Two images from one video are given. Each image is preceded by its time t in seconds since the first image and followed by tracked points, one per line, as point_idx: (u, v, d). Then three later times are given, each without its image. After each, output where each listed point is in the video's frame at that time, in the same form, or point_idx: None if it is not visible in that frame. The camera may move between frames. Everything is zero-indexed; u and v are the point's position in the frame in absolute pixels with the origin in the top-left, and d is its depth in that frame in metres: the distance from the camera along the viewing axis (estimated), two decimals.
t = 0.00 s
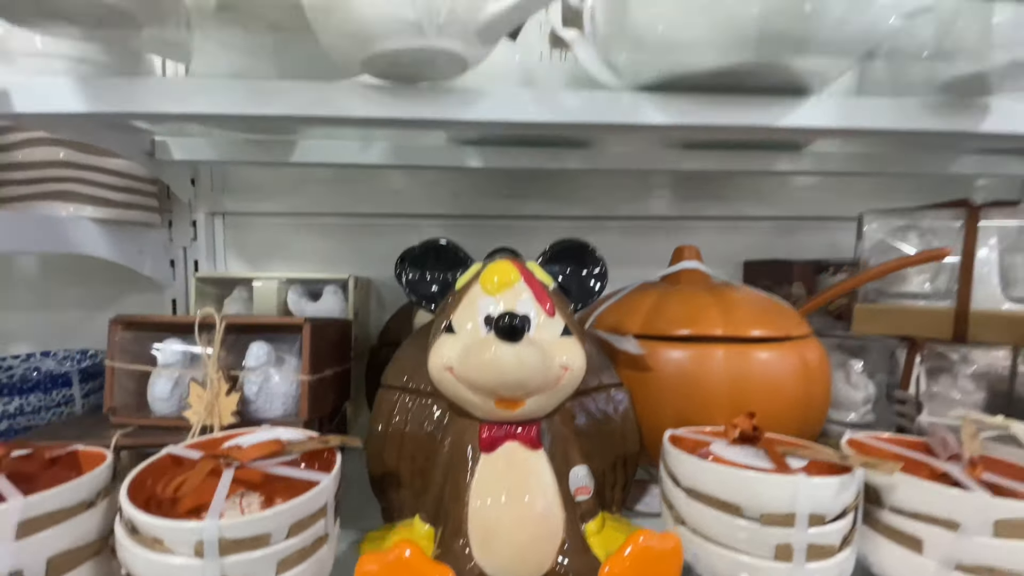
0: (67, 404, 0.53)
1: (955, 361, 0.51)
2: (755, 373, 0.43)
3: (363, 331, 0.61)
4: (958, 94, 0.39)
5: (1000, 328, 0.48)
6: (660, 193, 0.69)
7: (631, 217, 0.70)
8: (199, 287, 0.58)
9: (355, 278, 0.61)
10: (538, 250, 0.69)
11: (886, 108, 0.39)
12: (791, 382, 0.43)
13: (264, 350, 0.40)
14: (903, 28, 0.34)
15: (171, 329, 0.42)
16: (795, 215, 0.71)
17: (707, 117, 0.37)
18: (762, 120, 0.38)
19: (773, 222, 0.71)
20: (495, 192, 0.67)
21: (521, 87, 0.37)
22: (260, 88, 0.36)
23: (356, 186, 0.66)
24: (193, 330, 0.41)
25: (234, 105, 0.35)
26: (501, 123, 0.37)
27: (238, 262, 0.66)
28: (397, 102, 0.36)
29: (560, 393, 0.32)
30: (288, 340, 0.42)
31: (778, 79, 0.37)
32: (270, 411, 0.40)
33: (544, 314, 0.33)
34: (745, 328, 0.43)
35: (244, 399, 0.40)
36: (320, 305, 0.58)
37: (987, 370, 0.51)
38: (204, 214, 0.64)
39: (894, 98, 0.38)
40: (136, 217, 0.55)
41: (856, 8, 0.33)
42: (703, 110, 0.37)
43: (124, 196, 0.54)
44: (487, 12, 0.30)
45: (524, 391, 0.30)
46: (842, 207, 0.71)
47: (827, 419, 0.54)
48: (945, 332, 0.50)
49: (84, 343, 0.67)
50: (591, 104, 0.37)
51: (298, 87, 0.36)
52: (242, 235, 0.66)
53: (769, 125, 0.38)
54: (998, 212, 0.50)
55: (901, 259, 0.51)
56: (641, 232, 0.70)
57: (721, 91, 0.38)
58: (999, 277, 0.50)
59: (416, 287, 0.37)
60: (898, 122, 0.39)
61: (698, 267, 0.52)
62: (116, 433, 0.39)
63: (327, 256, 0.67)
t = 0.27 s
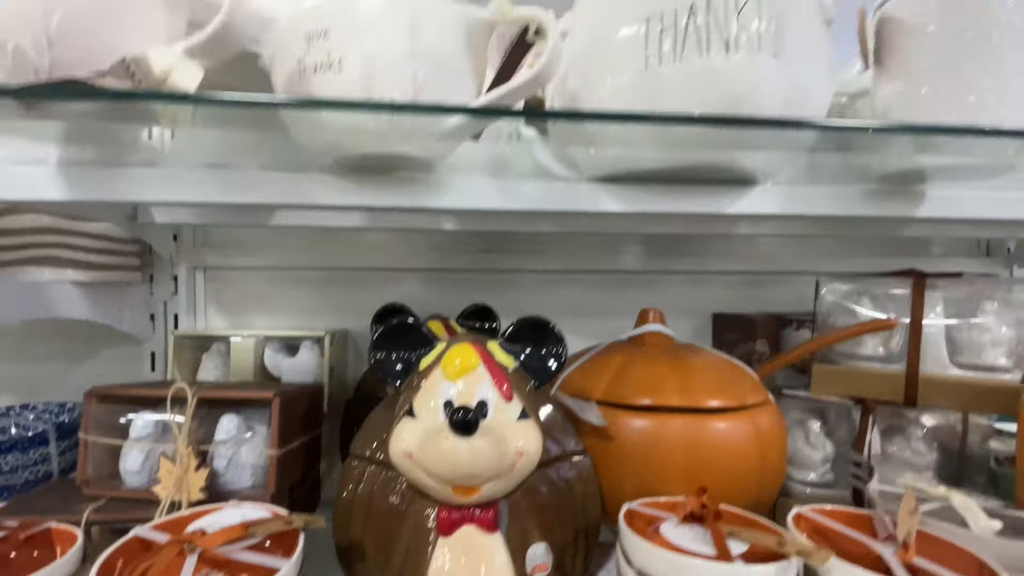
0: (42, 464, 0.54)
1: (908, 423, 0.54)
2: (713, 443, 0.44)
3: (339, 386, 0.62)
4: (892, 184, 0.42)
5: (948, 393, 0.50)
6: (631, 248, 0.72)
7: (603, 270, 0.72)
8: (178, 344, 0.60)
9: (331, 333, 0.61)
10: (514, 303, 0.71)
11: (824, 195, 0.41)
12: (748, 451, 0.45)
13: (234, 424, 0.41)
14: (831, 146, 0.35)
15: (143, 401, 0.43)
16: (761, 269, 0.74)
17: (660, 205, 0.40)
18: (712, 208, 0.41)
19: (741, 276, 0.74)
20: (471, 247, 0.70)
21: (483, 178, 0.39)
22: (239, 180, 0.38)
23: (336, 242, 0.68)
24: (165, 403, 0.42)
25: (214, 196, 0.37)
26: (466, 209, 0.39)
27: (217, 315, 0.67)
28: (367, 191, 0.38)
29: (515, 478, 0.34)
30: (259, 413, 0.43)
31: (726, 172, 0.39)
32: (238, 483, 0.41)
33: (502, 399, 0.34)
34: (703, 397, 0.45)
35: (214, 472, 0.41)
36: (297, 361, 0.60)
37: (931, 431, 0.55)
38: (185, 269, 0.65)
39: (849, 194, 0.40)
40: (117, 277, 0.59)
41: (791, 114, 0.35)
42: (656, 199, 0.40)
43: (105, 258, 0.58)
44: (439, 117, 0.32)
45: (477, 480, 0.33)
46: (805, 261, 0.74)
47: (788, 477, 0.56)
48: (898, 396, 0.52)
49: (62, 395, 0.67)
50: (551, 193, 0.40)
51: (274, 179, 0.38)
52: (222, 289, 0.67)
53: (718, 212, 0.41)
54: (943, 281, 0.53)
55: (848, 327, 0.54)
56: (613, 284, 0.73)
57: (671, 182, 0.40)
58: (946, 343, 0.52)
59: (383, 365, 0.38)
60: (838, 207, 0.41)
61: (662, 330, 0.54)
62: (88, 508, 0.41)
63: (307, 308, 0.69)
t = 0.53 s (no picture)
0: (9, 509, 0.54)
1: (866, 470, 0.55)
2: (671, 496, 0.45)
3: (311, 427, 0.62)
4: (840, 245, 0.44)
5: (905, 442, 0.51)
6: (603, 289, 0.73)
7: (577, 310, 0.73)
8: (149, 387, 0.60)
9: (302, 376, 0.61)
10: (488, 342, 0.72)
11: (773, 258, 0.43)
12: (704, 503, 0.46)
13: (193, 479, 0.42)
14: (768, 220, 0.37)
15: (107, 455, 0.44)
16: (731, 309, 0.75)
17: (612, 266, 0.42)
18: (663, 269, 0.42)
19: (712, 316, 0.75)
20: (446, 287, 0.71)
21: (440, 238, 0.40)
22: (203, 243, 0.39)
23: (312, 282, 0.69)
24: (127, 458, 0.43)
25: (176, 259, 0.38)
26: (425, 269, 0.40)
27: (192, 355, 0.68)
28: (328, 253, 0.40)
29: (462, 542, 0.35)
30: (219, 466, 0.43)
31: (676, 236, 0.41)
32: (196, 539, 0.42)
33: (451, 464, 0.35)
34: (662, 451, 0.46)
35: (173, 527, 0.42)
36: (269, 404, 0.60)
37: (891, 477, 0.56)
38: (161, 309, 0.66)
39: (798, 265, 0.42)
40: (88, 322, 0.60)
41: (730, 190, 0.36)
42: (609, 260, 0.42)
43: (80, 303, 0.59)
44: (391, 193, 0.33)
45: (423, 547, 0.34)
46: (774, 301, 0.75)
47: (753, 522, 0.56)
48: (857, 444, 0.52)
49: (35, 433, 0.67)
50: (507, 254, 0.41)
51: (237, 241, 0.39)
52: (198, 328, 0.68)
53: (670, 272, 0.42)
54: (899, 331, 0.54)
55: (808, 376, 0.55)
56: (586, 324, 0.74)
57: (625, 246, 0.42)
58: (903, 391, 0.53)
59: (339, 427, 0.39)
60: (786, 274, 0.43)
61: (627, 376, 0.55)
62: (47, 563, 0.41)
63: (282, 347, 0.69)
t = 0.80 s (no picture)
0: None
1: (839, 516, 0.55)
2: (636, 548, 0.45)
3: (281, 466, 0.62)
4: (803, 297, 0.44)
5: (875, 489, 0.51)
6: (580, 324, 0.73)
7: (554, 345, 0.73)
8: (120, 426, 0.60)
9: (272, 416, 0.61)
10: (465, 378, 0.72)
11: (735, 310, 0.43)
12: (670, 555, 0.45)
13: (149, 531, 0.42)
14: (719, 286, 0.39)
15: (67, 505, 0.44)
16: (709, 344, 0.75)
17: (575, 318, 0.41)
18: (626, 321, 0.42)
19: (690, 351, 0.75)
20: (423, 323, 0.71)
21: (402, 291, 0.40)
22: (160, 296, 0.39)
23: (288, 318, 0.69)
24: (86, 508, 0.43)
25: (132, 313, 0.38)
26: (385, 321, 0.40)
27: (166, 390, 0.67)
28: (288, 305, 0.40)
29: None
30: (178, 517, 0.43)
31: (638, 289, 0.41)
32: None
33: (403, 525, 0.35)
34: (629, 502, 0.46)
35: None
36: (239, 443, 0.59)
37: (862, 522, 0.55)
38: (136, 345, 0.66)
39: (744, 317, 0.43)
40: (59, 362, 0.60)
41: (681, 253, 0.37)
42: (572, 310, 0.41)
43: (51, 343, 0.59)
44: (343, 255, 0.33)
45: None
46: (752, 336, 0.75)
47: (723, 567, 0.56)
48: (827, 489, 0.52)
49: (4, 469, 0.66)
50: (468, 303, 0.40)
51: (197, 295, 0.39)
52: (172, 363, 0.67)
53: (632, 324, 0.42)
54: (869, 375, 0.54)
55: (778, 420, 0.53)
56: (564, 359, 0.74)
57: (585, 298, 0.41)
58: (874, 435, 0.53)
59: (295, 483, 0.39)
60: (740, 323, 0.43)
61: (597, 420, 0.55)
62: None
63: (257, 382, 0.69)
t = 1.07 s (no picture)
0: None
1: (821, 560, 0.55)
2: None
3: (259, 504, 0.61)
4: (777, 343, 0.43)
5: (858, 535, 0.50)
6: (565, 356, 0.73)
7: (538, 377, 0.73)
8: (97, 462, 0.59)
9: (252, 450, 0.60)
10: (447, 410, 0.71)
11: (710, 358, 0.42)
12: None
13: None
14: (703, 345, 0.38)
15: (32, 551, 0.43)
16: (695, 376, 0.74)
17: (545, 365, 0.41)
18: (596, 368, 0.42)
19: (675, 383, 0.74)
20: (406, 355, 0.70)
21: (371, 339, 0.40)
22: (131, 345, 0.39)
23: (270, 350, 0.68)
24: (51, 556, 0.43)
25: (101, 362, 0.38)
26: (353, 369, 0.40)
27: (147, 424, 0.67)
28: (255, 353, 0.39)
29: None
30: (143, 566, 0.43)
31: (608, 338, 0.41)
32: None
33: None
34: (606, 551, 0.45)
35: None
36: (216, 481, 0.59)
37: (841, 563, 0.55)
38: (116, 378, 0.65)
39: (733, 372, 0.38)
40: (37, 398, 0.58)
41: (647, 304, 0.37)
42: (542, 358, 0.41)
43: (28, 381, 0.57)
44: (305, 309, 0.33)
45: None
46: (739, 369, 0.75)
47: None
48: (810, 533, 0.51)
49: None
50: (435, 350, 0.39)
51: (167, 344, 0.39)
52: (153, 396, 0.67)
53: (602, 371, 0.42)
54: (851, 416, 0.54)
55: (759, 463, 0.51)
56: (549, 391, 0.73)
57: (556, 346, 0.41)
58: (856, 478, 0.52)
59: (259, 538, 0.38)
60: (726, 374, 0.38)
61: (577, 460, 0.54)
62: None
63: (238, 415, 0.68)
